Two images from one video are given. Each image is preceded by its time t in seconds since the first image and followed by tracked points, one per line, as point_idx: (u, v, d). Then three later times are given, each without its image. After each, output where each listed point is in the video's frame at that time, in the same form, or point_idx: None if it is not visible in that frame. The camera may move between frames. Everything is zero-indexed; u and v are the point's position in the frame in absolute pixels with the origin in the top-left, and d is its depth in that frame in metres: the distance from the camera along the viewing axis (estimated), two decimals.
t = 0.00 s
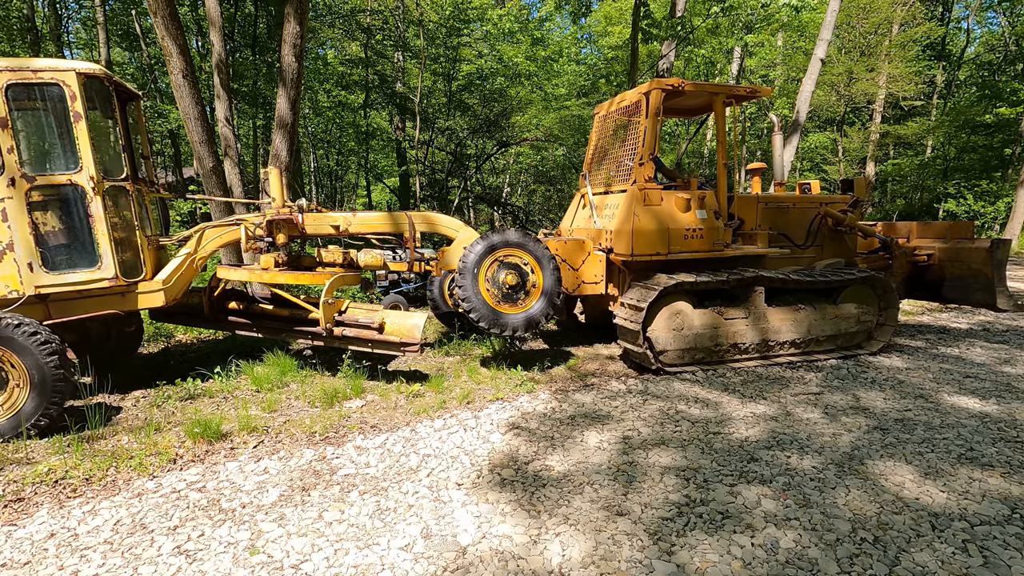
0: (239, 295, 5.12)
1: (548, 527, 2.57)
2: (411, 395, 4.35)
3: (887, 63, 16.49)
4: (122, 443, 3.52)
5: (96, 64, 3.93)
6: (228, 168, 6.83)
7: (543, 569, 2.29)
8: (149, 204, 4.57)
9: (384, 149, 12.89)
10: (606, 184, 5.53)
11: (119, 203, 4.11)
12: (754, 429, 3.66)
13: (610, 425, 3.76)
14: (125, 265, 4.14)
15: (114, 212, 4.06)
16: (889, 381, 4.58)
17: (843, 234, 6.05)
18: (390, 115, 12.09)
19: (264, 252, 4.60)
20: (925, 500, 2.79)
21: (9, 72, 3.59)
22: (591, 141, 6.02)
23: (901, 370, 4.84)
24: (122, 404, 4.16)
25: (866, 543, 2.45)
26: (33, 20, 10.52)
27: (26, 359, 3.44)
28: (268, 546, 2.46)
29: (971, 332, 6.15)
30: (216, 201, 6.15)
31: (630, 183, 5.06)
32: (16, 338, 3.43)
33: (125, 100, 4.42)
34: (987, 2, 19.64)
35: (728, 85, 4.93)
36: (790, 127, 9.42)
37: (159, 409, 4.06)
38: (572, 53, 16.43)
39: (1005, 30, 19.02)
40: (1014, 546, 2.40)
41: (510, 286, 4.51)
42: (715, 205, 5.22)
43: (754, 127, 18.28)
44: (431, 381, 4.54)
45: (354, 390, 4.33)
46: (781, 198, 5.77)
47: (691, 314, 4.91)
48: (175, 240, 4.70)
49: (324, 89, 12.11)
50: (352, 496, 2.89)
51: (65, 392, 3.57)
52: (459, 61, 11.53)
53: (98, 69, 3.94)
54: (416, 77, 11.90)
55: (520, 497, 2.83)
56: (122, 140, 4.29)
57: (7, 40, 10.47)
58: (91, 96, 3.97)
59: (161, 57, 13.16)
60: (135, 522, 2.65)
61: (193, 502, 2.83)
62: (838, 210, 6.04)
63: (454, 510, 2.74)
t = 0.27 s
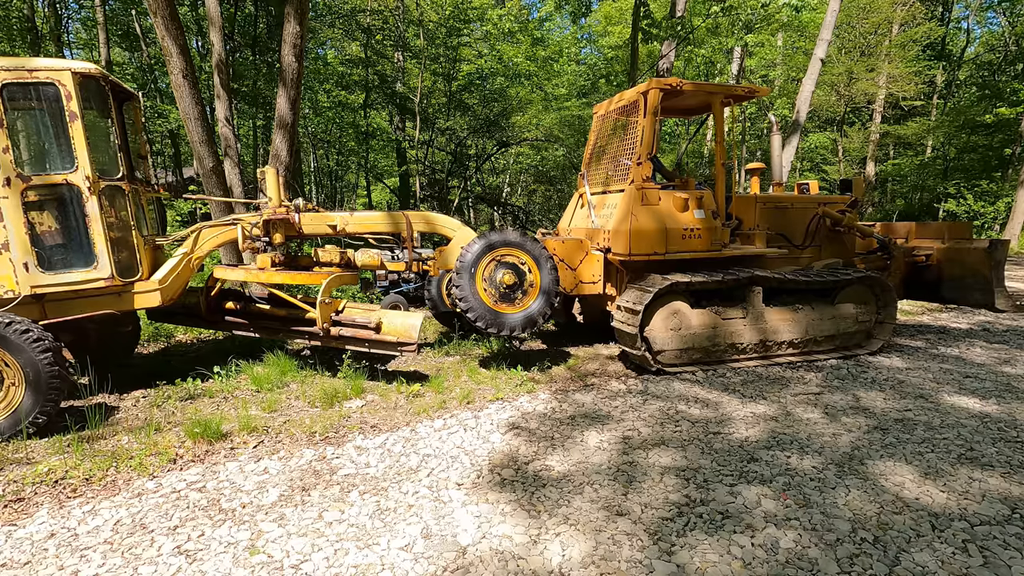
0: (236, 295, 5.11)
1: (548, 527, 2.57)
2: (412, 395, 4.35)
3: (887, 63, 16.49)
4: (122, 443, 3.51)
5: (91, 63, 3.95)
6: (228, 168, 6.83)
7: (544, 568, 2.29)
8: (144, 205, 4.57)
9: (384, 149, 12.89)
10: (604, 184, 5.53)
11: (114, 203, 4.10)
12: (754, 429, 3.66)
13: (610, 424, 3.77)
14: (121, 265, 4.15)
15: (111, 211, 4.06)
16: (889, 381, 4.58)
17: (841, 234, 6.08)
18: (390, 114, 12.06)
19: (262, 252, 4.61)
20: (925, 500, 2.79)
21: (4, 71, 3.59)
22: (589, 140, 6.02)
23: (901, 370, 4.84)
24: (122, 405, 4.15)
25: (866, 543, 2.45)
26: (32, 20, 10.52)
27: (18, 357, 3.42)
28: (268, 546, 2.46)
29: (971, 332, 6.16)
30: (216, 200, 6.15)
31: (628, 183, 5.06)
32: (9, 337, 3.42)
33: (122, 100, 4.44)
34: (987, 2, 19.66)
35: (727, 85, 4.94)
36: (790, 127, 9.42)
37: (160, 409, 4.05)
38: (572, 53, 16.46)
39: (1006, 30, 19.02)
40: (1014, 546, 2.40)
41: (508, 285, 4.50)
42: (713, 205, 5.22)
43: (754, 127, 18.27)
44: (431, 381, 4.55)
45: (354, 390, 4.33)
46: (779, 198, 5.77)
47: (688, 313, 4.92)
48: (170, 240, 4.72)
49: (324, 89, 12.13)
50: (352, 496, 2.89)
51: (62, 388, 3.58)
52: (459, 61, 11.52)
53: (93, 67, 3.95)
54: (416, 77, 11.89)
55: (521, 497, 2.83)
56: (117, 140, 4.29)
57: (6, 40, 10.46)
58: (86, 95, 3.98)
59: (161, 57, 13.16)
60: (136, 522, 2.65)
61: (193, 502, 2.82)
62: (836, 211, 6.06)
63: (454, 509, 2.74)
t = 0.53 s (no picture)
0: (231, 295, 5.11)
1: (548, 527, 2.57)
2: (411, 394, 4.35)
3: (887, 63, 16.49)
4: (122, 443, 3.51)
5: (85, 62, 3.93)
6: (228, 168, 6.82)
7: (543, 569, 2.29)
8: (139, 205, 4.56)
9: (384, 149, 12.88)
10: (601, 184, 5.53)
11: (108, 203, 4.09)
12: (754, 429, 3.66)
13: (610, 424, 3.77)
14: (115, 265, 4.15)
15: (105, 212, 4.06)
16: (889, 381, 4.58)
17: (838, 234, 6.09)
18: (390, 114, 12.02)
19: (256, 252, 4.60)
20: (925, 500, 2.79)
21: None
22: (586, 140, 6.02)
23: (901, 370, 4.84)
24: (122, 405, 4.15)
25: (866, 543, 2.45)
26: (32, 20, 10.52)
27: (10, 354, 3.42)
28: (268, 546, 2.46)
29: (971, 332, 6.16)
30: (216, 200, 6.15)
31: (624, 183, 5.05)
32: None
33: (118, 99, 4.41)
34: (987, 2, 19.65)
35: (723, 85, 4.94)
36: (790, 127, 9.42)
37: (159, 409, 4.05)
38: (572, 53, 16.45)
39: (1006, 30, 19.02)
40: (1014, 546, 2.40)
41: (504, 285, 4.50)
42: (709, 205, 5.21)
43: (754, 127, 18.27)
44: (431, 381, 4.55)
45: (354, 390, 4.33)
46: (775, 198, 5.77)
47: (684, 314, 4.90)
48: (166, 240, 4.72)
49: (324, 89, 12.13)
50: (352, 496, 2.89)
51: (56, 383, 3.58)
52: (459, 61, 11.51)
53: (87, 66, 3.93)
54: (416, 77, 11.88)
55: (521, 497, 2.83)
56: (113, 140, 4.26)
57: (6, 40, 10.46)
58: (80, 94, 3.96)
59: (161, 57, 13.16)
60: (136, 522, 2.65)
61: (193, 501, 2.82)
62: (833, 211, 6.06)
63: (455, 509, 2.74)
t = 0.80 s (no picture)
0: (224, 295, 5.15)
1: (548, 528, 2.57)
2: (411, 395, 4.35)
3: (887, 63, 16.49)
4: (122, 443, 3.51)
5: (76, 62, 3.93)
6: (228, 168, 6.82)
7: (543, 569, 2.29)
8: (132, 205, 4.56)
9: (384, 149, 12.88)
10: (596, 184, 5.51)
11: (100, 203, 4.09)
12: (754, 429, 3.66)
13: (610, 425, 3.76)
14: (107, 265, 4.13)
15: (97, 212, 4.05)
16: (889, 381, 4.58)
17: (834, 234, 6.06)
18: (390, 115, 11.99)
19: (251, 252, 4.62)
20: (925, 500, 2.79)
21: None
22: (582, 140, 6.01)
23: (901, 370, 4.84)
24: (122, 405, 4.15)
25: (866, 543, 2.45)
26: (32, 20, 10.52)
27: None
28: (268, 546, 2.46)
29: (971, 332, 6.16)
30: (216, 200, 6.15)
31: (619, 183, 5.04)
32: None
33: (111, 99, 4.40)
34: (987, 2, 19.64)
35: (718, 85, 4.94)
36: (790, 126, 9.42)
37: (159, 409, 4.05)
38: (572, 53, 16.45)
39: (1006, 30, 19.03)
40: (1014, 546, 2.40)
41: (498, 285, 4.48)
42: (704, 205, 5.20)
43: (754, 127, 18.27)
44: (431, 381, 4.55)
45: (354, 390, 4.33)
46: (772, 198, 5.76)
47: (679, 314, 4.88)
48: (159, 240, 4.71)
49: (324, 89, 12.13)
50: (352, 496, 2.89)
51: (47, 376, 3.56)
52: (459, 61, 11.50)
53: (77, 65, 3.93)
54: (416, 77, 11.88)
55: (520, 497, 2.83)
56: (105, 139, 4.26)
57: (6, 40, 10.46)
58: (72, 94, 3.96)
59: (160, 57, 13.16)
60: (136, 522, 2.65)
61: (193, 502, 2.82)
62: (829, 211, 6.04)
63: (455, 510, 2.74)
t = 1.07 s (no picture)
0: (216, 295, 5.11)
1: (548, 527, 2.57)
2: (411, 395, 4.35)
3: (887, 63, 16.50)
4: (122, 443, 3.51)
5: (63, 61, 3.91)
6: (228, 168, 6.81)
7: (543, 569, 2.29)
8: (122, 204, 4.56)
9: (384, 149, 12.88)
10: (591, 184, 5.51)
11: (90, 204, 4.09)
12: (754, 429, 3.66)
13: (610, 425, 3.76)
14: (96, 266, 4.12)
15: (86, 212, 4.04)
16: (889, 381, 4.57)
17: (830, 235, 6.07)
18: (390, 115, 11.96)
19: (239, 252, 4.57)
20: (926, 500, 2.78)
21: None
22: (577, 139, 6.00)
23: (901, 370, 4.84)
24: (122, 405, 4.15)
25: (866, 543, 2.45)
26: (32, 20, 10.51)
27: None
28: (268, 546, 2.46)
29: (970, 331, 6.16)
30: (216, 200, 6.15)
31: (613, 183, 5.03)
32: None
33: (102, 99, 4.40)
34: (987, 2, 19.65)
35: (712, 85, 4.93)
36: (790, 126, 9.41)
37: (159, 409, 4.05)
38: (572, 53, 16.46)
39: (1006, 30, 19.03)
40: (1014, 546, 2.40)
41: (490, 285, 4.47)
42: (699, 206, 5.19)
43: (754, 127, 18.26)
44: (431, 381, 4.55)
45: (354, 390, 4.33)
46: (767, 198, 5.75)
47: (672, 315, 4.86)
48: (149, 240, 4.63)
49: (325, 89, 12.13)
50: (352, 496, 2.89)
51: (32, 366, 3.54)
52: (459, 61, 11.50)
53: (64, 64, 3.91)
54: (416, 77, 11.87)
55: (520, 497, 2.83)
56: (93, 139, 4.25)
57: (7, 40, 10.47)
58: (60, 93, 3.94)
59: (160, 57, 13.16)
60: (135, 522, 2.65)
61: (193, 502, 2.82)
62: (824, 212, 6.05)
63: (454, 510, 2.74)
